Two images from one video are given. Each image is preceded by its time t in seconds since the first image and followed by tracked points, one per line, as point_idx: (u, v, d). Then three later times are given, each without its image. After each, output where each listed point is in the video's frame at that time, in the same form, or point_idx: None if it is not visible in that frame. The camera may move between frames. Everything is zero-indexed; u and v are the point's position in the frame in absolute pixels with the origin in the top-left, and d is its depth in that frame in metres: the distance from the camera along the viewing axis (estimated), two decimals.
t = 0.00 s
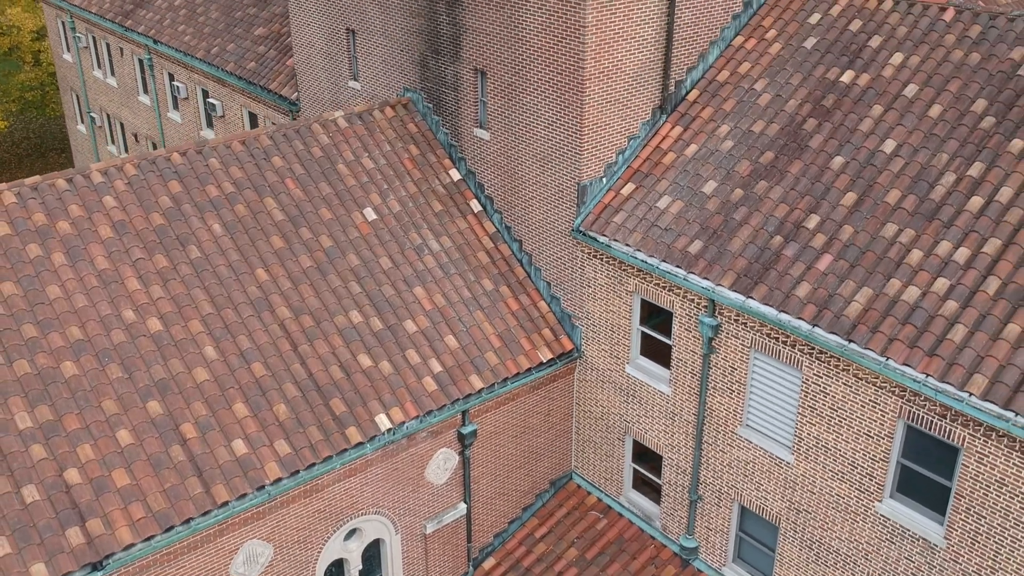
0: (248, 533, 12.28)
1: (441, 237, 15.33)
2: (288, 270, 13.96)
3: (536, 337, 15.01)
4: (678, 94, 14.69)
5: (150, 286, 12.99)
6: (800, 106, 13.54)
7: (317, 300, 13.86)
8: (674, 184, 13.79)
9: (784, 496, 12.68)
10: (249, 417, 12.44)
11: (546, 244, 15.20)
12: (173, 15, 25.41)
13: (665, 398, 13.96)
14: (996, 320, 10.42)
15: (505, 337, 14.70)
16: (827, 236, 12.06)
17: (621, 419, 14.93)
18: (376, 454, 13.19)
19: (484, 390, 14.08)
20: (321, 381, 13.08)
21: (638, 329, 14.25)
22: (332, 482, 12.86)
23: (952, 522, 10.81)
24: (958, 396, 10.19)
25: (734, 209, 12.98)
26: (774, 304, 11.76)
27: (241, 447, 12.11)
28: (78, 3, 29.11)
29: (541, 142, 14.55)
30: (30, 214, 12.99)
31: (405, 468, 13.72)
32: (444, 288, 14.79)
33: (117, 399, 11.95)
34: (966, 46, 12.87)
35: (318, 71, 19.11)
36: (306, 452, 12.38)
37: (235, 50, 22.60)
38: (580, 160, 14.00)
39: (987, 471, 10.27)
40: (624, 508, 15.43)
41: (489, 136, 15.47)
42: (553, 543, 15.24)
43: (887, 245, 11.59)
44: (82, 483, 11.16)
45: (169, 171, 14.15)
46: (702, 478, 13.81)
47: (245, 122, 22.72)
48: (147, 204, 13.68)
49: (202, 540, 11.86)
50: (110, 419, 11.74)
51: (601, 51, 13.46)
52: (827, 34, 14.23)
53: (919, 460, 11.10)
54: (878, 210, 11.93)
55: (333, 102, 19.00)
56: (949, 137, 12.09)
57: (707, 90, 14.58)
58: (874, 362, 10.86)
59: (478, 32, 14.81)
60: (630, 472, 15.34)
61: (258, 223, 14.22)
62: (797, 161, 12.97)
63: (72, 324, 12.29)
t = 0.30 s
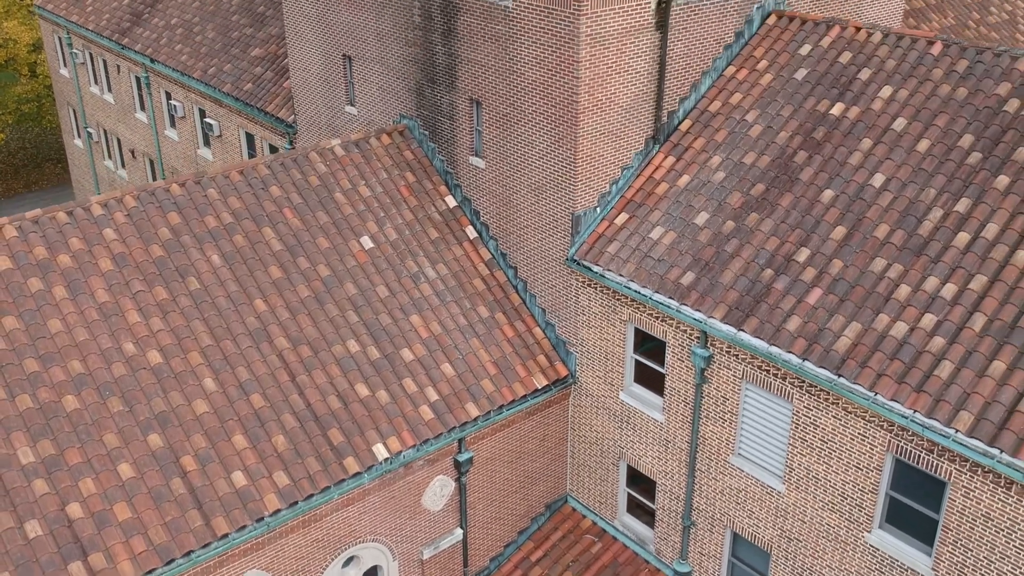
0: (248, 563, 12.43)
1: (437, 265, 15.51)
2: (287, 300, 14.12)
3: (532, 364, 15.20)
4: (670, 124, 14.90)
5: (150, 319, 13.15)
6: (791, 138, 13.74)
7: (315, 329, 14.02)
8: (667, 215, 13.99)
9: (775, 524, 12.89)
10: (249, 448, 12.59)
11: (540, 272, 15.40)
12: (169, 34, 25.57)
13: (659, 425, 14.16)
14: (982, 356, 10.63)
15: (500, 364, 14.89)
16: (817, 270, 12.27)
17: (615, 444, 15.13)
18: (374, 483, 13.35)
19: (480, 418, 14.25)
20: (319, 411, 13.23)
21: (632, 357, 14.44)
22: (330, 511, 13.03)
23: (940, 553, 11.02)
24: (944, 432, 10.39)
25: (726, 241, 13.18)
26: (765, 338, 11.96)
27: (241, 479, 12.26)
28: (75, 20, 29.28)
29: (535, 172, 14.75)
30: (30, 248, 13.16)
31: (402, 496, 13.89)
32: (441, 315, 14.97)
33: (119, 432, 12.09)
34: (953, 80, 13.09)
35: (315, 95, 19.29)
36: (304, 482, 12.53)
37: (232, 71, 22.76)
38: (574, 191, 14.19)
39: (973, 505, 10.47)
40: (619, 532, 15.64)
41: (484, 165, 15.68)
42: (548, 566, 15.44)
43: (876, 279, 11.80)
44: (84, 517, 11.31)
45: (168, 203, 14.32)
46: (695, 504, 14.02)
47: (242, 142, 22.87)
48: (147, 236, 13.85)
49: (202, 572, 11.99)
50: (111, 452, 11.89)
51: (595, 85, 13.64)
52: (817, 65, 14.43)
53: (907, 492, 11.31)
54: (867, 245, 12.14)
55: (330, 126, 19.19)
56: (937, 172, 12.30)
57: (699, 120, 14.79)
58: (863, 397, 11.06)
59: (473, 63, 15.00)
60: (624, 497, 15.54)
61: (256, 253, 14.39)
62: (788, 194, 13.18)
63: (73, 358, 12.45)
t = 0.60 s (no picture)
0: None
1: (434, 291, 15.70)
2: (286, 328, 14.29)
3: (528, 389, 15.39)
4: (664, 152, 15.11)
5: (151, 349, 13.31)
6: (782, 168, 13.95)
7: (313, 357, 14.18)
8: (661, 243, 14.19)
9: (769, 550, 13.10)
10: (249, 478, 12.74)
11: (536, 297, 15.60)
12: (167, 52, 25.72)
13: (654, 451, 14.36)
14: (970, 390, 10.83)
15: (497, 390, 15.07)
16: (808, 301, 12.48)
17: (611, 468, 15.33)
18: (372, 510, 13.51)
19: (477, 444, 14.42)
20: (318, 440, 13.37)
21: (627, 383, 14.64)
22: (329, 539, 13.18)
23: None
24: (933, 466, 10.59)
25: (719, 271, 13.38)
26: (757, 369, 12.16)
27: (241, 509, 12.41)
28: (72, 36, 29.44)
29: (531, 200, 14.94)
30: (32, 279, 13.32)
31: (400, 522, 14.07)
32: (438, 341, 15.15)
33: (121, 464, 12.23)
34: (942, 112, 13.31)
35: (312, 118, 19.47)
36: (304, 511, 12.68)
37: (229, 90, 22.90)
38: (569, 220, 14.38)
39: (962, 536, 10.68)
40: (615, 554, 15.85)
41: (480, 192, 15.88)
42: None
43: (866, 312, 12.01)
44: (87, 550, 11.45)
45: (168, 233, 14.48)
46: (689, 529, 14.23)
47: (239, 160, 23.00)
48: (147, 266, 14.01)
49: None
50: (113, 484, 12.03)
51: (589, 116, 13.81)
52: (809, 95, 14.64)
53: (897, 522, 11.52)
54: (858, 276, 12.35)
55: (327, 149, 19.37)
56: (926, 205, 12.52)
57: (692, 148, 15.01)
58: (854, 430, 11.25)
59: (469, 92, 15.19)
60: (620, 519, 15.75)
61: (256, 282, 14.56)
62: (780, 225, 13.39)
63: (75, 390, 12.59)
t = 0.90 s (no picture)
0: None
1: (431, 316, 15.86)
2: (285, 356, 14.44)
3: (525, 414, 15.56)
4: (658, 179, 15.30)
5: (152, 379, 13.44)
6: (775, 197, 14.15)
7: (312, 385, 14.32)
8: (655, 271, 14.37)
9: None
10: (249, 507, 12.87)
11: (532, 323, 15.78)
12: (164, 70, 25.85)
13: (650, 476, 14.55)
14: (959, 423, 11.01)
15: (494, 415, 15.23)
16: (800, 331, 12.67)
17: (607, 491, 15.52)
18: (371, 537, 13.66)
19: (475, 470, 14.58)
20: (317, 467, 13.51)
21: (622, 409, 14.82)
22: (329, 566, 13.31)
23: None
24: (923, 498, 10.77)
25: (713, 300, 13.56)
26: (751, 399, 12.34)
27: (242, 538, 12.54)
28: (69, 52, 29.57)
29: (527, 228, 15.12)
30: (34, 310, 13.46)
31: (398, 548, 14.22)
32: (436, 367, 15.30)
33: (123, 494, 12.36)
34: (932, 143, 13.51)
35: (309, 140, 19.63)
36: (304, 539, 12.82)
37: (227, 109, 23.05)
38: (565, 248, 14.56)
39: (952, 567, 10.86)
40: None
41: (477, 218, 16.06)
42: None
43: (857, 343, 12.20)
44: None
45: (168, 262, 14.62)
46: (684, 552, 14.42)
47: (237, 180, 23.12)
48: (147, 296, 14.15)
49: None
50: (115, 514, 12.16)
51: (585, 146, 13.99)
52: (801, 123, 14.83)
53: (888, 550, 11.71)
54: (849, 307, 12.55)
55: (325, 171, 19.54)
56: (916, 236, 12.71)
57: (686, 176, 15.21)
58: (845, 461, 11.44)
59: (466, 120, 15.38)
60: (616, 541, 15.94)
61: (255, 309, 14.71)
62: (773, 254, 13.58)
63: (77, 421, 12.72)
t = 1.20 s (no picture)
0: None
1: (428, 339, 16.02)
2: (283, 382, 14.58)
3: (521, 437, 15.73)
4: (652, 205, 15.50)
5: (152, 407, 13.58)
6: (767, 224, 14.34)
7: (311, 410, 14.46)
8: (650, 297, 14.55)
9: None
10: (249, 534, 13.02)
11: (528, 346, 15.96)
12: (161, 86, 25.96)
13: (644, 499, 14.74)
14: (948, 453, 11.20)
15: (491, 438, 15.39)
16: (792, 359, 12.86)
17: (602, 513, 15.72)
18: (369, 561, 13.79)
19: (472, 493, 14.73)
20: (316, 493, 13.65)
21: (617, 432, 14.99)
22: None
23: None
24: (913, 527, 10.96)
25: (706, 327, 13.76)
26: (744, 426, 12.52)
27: (242, 565, 12.69)
28: (67, 67, 29.70)
29: (523, 253, 15.29)
30: (36, 338, 13.60)
31: (396, 571, 14.37)
32: (433, 391, 15.45)
33: (124, 523, 12.50)
34: (922, 171, 13.72)
35: (306, 161, 19.78)
36: (303, 566, 12.96)
37: (224, 127, 23.19)
38: (560, 274, 14.73)
39: None
40: None
41: (473, 242, 16.23)
42: None
43: (848, 371, 12.39)
44: None
45: (168, 288, 14.77)
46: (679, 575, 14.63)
47: (234, 198, 23.25)
48: (147, 323, 14.30)
49: None
50: (117, 543, 12.30)
51: (579, 174, 14.17)
52: (793, 150, 15.03)
53: None
54: (840, 336, 12.74)
55: (322, 192, 19.69)
56: (906, 265, 12.91)
57: (680, 202, 15.40)
58: (836, 489, 11.63)
59: (462, 146, 15.56)
60: (611, 562, 16.14)
61: (254, 335, 14.86)
62: (765, 281, 13.77)
63: (79, 450, 12.86)
